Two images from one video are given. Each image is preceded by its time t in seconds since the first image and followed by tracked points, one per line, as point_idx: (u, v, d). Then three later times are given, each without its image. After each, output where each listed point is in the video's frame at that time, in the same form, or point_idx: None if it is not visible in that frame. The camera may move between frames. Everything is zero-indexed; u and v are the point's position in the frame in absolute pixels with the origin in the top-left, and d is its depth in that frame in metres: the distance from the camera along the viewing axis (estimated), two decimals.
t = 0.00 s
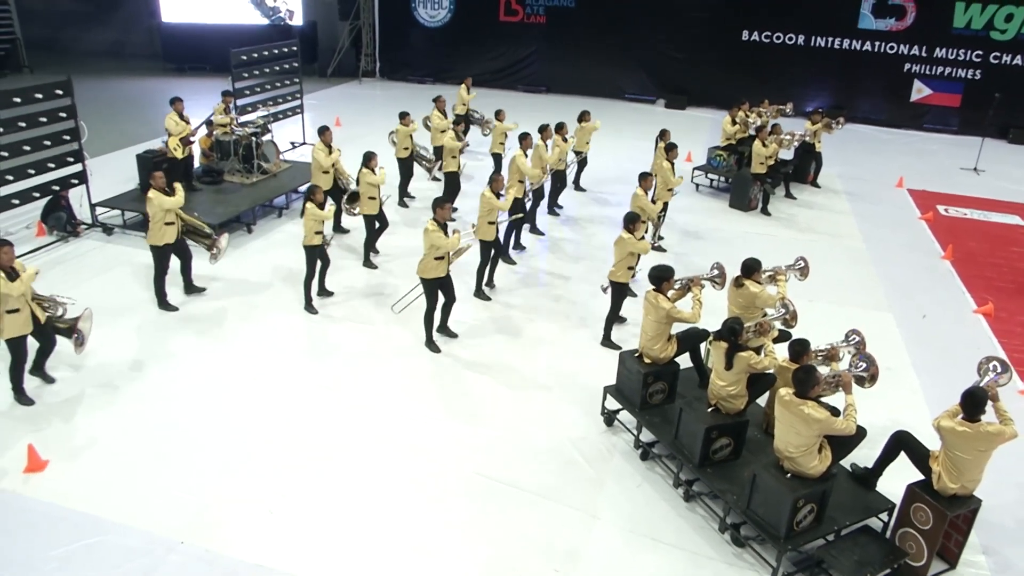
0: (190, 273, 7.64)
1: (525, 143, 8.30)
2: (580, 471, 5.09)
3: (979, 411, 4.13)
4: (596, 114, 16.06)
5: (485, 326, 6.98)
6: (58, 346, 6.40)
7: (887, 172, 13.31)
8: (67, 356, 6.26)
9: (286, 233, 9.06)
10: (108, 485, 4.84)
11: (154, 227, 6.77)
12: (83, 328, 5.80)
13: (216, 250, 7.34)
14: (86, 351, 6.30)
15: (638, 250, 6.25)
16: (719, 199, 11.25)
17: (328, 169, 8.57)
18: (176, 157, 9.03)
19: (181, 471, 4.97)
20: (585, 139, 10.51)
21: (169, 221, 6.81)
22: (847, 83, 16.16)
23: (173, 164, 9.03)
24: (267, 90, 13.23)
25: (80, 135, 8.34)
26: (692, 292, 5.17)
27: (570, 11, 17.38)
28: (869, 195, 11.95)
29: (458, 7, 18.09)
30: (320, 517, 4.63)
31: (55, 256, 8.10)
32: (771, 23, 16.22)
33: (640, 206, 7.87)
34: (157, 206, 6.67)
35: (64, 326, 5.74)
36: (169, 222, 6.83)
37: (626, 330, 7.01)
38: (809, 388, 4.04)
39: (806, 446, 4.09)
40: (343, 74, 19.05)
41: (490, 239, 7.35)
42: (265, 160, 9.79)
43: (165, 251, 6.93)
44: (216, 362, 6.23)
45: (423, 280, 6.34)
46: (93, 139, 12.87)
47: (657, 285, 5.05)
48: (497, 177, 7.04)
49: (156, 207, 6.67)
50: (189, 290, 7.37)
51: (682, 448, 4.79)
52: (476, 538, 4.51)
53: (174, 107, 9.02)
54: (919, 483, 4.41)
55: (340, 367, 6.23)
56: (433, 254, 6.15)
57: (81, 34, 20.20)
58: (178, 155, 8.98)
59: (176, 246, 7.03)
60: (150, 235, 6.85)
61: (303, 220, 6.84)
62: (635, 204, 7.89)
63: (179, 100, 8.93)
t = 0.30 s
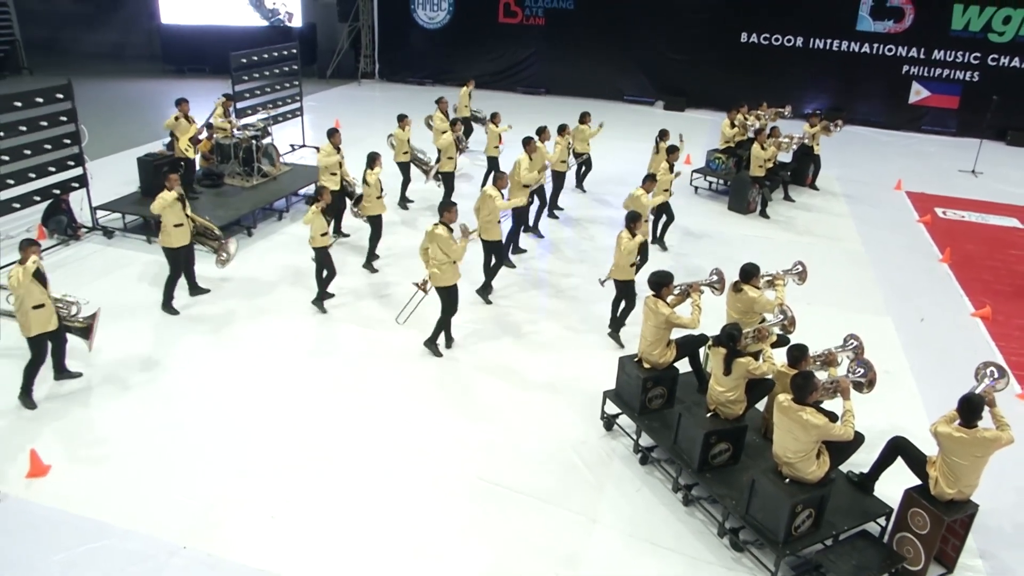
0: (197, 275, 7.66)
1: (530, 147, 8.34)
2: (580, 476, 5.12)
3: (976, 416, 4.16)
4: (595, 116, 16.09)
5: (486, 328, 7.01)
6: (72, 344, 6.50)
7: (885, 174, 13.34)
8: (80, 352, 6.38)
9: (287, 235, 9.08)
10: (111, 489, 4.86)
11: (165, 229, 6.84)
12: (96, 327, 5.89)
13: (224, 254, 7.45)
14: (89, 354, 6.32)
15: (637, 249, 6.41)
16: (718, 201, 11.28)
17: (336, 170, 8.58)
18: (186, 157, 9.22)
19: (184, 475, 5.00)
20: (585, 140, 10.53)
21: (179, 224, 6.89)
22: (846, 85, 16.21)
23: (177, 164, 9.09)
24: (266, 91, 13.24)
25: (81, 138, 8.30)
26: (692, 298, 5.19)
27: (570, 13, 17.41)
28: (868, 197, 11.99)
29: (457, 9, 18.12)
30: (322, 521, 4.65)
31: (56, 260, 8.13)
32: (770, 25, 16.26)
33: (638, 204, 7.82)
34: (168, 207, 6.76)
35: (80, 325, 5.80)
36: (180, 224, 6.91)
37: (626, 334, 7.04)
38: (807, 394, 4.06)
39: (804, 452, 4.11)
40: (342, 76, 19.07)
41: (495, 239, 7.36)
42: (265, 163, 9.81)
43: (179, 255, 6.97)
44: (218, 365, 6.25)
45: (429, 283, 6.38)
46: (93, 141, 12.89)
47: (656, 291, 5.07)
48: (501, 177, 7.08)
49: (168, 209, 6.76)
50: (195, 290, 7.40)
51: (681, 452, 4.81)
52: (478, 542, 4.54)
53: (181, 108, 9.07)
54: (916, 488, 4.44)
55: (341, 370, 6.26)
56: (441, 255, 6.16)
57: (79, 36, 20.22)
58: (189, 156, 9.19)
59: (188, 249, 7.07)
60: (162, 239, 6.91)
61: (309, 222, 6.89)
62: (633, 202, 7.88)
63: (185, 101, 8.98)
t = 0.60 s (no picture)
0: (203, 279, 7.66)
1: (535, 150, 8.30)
2: (583, 483, 5.12)
3: (980, 427, 4.16)
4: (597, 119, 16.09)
5: (489, 333, 7.01)
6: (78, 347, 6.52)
7: (889, 178, 13.35)
8: (84, 356, 6.39)
9: (290, 239, 9.09)
10: (117, 495, 4.87)
11: (172, 237, 6.86)
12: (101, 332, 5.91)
13: (230, 258, 7.41)
14: (93, 359, 6.34)
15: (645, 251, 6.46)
16: (721, 206, 11.28)
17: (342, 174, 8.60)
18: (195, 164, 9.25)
19: (188, 482, 5.01)
20: (590, 143, 10.53)
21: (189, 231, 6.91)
22: (849, 89, 16.19)
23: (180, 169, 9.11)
24: (269, 94, 13.26)
25: (84, 143, 8.33)
26: (695, 305, 5.17)
27: (573, 15, 17.42)
28: (871, 201, 11.98)
29: (460, 11, 18.14)
30: (325, 529, 4.66)
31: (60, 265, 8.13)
32: (773, 28, 16.25)
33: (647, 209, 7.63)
34: (178, 216, 6.79)
35: (86, 329, 5.83)
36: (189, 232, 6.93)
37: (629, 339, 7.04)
38: (811, 405, 4.04)
39: (808, 462, 4.10)
40: (345, 78, 19.09)
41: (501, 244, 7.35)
42: (268, 167, 9.83)
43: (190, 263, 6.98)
44: (222, 370, 6.25)
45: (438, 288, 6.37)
46: (96, 143, 12.92)
47: (659, 299, 5.06)
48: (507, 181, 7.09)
49: (179, 217, 6.78)
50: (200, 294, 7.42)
51: (684, 461, 4.81)
52: (481, 551, 4.54)
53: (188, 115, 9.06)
54: (920, 498, 4.44)
55: (344, 375, 6.26)
56: (455, 260, 6.19)
57: (83, 38, 20.27)
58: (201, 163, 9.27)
59: (197, 254, 7.06)
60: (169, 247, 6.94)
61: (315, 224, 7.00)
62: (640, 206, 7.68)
63: (193, 110, 9.00)
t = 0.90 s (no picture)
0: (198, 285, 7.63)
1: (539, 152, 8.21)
2: (590, 492, 5.09)
3: (992, 440, 4.11)
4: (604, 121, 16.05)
5: (495, 338, 6.98)
6: (83, 356, 6.50)
7: (897, 182, 13.27)
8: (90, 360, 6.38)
9: (296, 243, 9.08)
10: (122, 503, 4.86)
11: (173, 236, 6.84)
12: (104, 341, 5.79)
13: (225, 259, 7.38)
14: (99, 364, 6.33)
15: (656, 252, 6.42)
16: (729, 209, 11.23)
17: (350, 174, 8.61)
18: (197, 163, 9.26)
19: (193, 489, 4.99)
20: (599, 145, 10.45)
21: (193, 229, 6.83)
22: (857, 91, 16.11)
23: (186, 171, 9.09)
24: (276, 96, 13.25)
25: (91, 146, 8.32)
26: (704, 314, 5.11)
27: (580, 17, 17.37)
28: (879, 205, 11.92)
29: (467, 13, 18.11)
30: (330, 538, 4.63)
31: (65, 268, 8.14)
32: (781, 30, 16.17)
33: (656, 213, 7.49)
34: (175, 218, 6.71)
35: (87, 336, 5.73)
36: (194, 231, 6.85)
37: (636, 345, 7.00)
38: (821, 417, 3.99)
39: (817, 475, 4.06)
40: (352, 79, 19.08)
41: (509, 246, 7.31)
42: (275, 170, 9.82)
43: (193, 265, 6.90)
44: (227, 376, 6.24)
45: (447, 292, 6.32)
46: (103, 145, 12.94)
47: (668, 308, 5.00)
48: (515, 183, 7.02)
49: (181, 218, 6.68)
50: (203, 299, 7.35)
51: (692, 470, 4.77)
52: (487, 561, 4.51)
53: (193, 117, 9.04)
54: (930, 511, 4.39)
55: (349, 381, 6.24)
56: (466, 265, 6.16)
57: (91, 38, 20.32)
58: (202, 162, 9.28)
59: (202, 256, 7.02)
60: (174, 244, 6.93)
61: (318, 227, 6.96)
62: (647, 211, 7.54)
63: (198, 110, 8.97)
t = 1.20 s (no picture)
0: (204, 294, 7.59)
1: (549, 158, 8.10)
2: (599, 506, 5.00)
3: (1012, 458, 4.00)
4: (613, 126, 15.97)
5: (503, 347, 6.90)
6: (88, 367, 6.44)
7: (911, 188, 13.13)
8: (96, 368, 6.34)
9: (304, 248, 9.02)
10: (125, 514, 4.81)
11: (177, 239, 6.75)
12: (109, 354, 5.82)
13: (230, 267, 7.31)
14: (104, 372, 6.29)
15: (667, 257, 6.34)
16: (740, 216, 11.13)
17: (358, 178, 8.57)
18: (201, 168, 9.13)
19: (196, 501, 4.93)
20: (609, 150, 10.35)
21: (199, 234, 6.75)
22: (869, 96, 15.97)
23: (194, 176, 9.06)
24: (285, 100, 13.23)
25: (99, 150, 8.27)
26: (716, 326, 5.01)
27: (590, 21, 17.29)
28: (892, 212, 11.79)
29: (476, 16, 18.07)
30: (334, 552, 4.56)
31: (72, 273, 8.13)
32: (793, 34, 16.06)
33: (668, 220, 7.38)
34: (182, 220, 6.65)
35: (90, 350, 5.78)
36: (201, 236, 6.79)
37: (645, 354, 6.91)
38: (837, 433, 3.88)
39: (833, 492, 3.97)
40: (361, 82, 19.05)
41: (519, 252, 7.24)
42: (283, 174, 9.78)
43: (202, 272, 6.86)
44: (233, 385, 6.19)
45: (456, 300, 6.24)
46: (112, 147, 12.94)
47: (679, 319, 4.91)
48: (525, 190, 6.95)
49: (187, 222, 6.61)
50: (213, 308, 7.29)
51: (704, 485, 4.68)
52: None
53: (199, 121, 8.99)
54: (947, 529, 4.29)
55: (356, 391, 6.17)
56: (475, 271, 6.07)
57: (103, 41, 20.38)
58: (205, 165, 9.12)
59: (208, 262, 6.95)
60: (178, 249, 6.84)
61: (325, 235, 6.92)
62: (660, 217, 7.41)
63: (204, 113, 8.96)
